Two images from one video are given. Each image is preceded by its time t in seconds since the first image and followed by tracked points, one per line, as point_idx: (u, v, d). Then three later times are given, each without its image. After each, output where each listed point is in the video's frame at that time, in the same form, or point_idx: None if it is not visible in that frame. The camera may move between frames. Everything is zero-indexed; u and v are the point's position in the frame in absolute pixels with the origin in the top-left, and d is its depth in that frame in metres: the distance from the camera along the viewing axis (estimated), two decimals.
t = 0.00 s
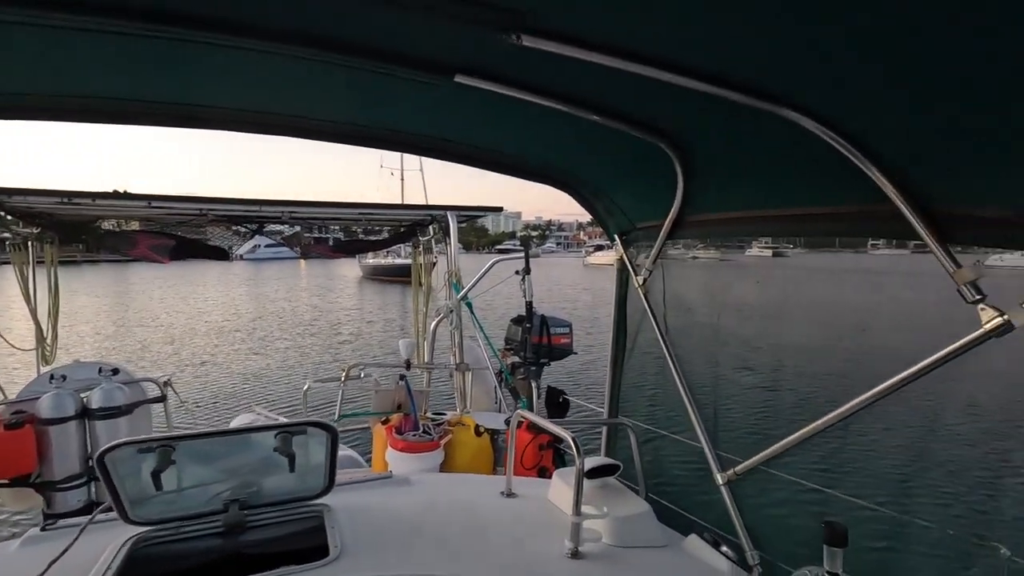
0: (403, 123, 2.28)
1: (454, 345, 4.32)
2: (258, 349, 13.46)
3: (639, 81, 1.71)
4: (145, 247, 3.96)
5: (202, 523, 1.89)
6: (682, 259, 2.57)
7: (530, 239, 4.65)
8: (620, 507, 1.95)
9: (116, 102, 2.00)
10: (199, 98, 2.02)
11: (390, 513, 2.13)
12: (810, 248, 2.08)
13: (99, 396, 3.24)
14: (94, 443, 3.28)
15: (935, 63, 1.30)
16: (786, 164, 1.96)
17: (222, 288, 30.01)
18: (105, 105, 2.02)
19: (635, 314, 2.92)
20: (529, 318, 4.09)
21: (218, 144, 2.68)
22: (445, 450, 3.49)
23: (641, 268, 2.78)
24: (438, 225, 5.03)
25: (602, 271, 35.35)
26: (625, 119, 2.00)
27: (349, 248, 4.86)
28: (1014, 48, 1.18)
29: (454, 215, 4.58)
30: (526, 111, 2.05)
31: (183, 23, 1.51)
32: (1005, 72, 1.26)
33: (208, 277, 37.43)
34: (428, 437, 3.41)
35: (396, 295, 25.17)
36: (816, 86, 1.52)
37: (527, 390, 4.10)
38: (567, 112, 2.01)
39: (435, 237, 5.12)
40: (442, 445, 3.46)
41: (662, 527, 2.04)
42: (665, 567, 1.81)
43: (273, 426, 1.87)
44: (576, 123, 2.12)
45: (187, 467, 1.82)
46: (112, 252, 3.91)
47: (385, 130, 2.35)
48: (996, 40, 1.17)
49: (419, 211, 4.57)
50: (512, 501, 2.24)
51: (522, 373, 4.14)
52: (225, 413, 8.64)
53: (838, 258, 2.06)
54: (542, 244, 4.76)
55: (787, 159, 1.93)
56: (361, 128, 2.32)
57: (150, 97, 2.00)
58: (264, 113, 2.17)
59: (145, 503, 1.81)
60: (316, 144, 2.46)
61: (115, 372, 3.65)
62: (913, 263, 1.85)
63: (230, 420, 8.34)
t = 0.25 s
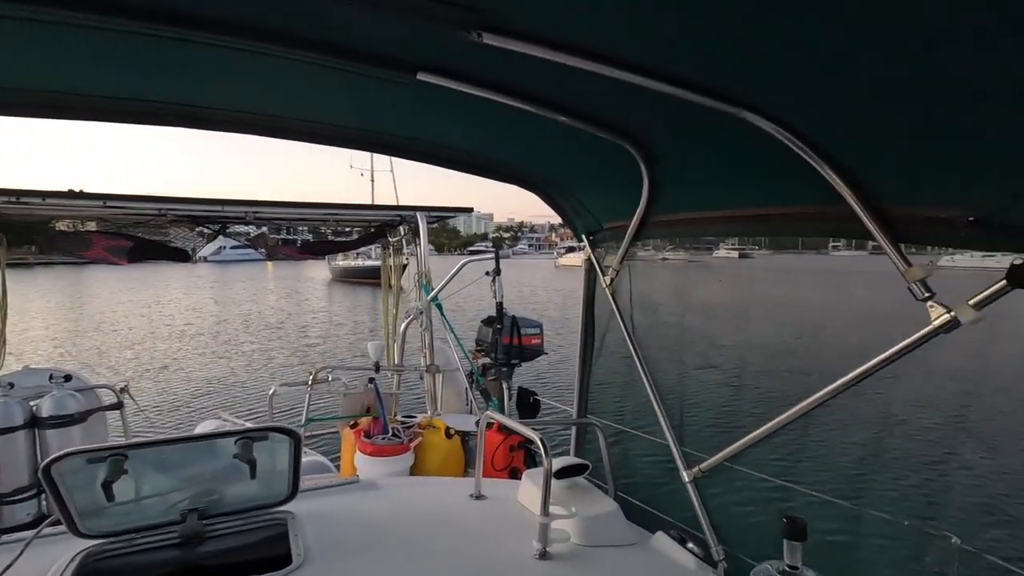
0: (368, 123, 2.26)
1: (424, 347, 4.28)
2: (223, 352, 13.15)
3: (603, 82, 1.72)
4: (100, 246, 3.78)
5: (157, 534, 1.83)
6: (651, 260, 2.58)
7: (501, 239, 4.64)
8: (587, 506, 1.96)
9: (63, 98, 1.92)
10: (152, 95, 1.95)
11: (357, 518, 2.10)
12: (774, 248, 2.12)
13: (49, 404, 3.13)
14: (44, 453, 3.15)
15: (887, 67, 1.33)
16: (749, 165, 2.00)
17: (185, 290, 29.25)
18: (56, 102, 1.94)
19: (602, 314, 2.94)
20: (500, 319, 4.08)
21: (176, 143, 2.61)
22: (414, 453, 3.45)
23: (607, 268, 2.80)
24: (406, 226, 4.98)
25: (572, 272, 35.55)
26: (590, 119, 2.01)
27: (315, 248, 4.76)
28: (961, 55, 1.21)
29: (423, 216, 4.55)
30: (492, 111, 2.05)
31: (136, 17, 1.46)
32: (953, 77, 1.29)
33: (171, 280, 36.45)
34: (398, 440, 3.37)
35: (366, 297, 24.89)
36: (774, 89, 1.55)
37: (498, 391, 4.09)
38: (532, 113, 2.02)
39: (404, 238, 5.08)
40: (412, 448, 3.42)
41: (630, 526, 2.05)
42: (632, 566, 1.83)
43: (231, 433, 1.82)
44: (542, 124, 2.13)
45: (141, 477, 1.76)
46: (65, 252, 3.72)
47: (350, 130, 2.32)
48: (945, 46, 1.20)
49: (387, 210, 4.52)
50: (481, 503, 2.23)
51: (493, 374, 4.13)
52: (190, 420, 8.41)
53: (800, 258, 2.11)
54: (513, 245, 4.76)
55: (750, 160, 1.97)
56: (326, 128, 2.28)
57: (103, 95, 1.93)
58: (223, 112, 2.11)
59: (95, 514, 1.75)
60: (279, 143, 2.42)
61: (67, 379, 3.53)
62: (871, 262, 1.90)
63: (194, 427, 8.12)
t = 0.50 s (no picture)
0: (333, 121, 2.24)
1: (395, 348, 4.24)
2: (189, 356, 12.84)
3: (565, 81, 1.74)
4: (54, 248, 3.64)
5: (112, 545, 1.76)
6: (623, 261, 2.59)
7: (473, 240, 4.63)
8: (556, 506, 1.96)
9: (11, 88, 1.86)
10: (103, 87, 1.89)
11: (324, 524, 2.06)
12: (741, 249, 2.15)
13: None
14: None
15: (839, 69, 1.37)
16: (713, 167, 2.05)
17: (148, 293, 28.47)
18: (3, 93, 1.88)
19: (572, 313, 2.96)
20: (471, 320, 4.07)
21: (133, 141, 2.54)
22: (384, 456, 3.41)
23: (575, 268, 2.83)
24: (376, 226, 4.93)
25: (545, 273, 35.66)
26: (557, 117, 2.02)
27: (283, 249, 4.68)
28: (907, 59, 1.27)
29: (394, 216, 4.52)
30: (458, 109, 2.05)
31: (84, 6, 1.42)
32: (899, 82, 1.36)
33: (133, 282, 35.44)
34: (367, 443, 3.33)
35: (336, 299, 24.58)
36: (732, 89, 1.58)
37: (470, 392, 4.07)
38: (497, 112, 2.02)
39: (374, 238, 5.03)
40: (382, 451, 3.38)
41: (599, 525, 2.06)
42: (600, 565, 1.83)
43: (192, 438, 1.77)
44: (508, 123, 2.13)
45: (95, 486, 1.69)
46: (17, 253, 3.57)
47: (314, 129, 2.30)
48: (891, 49, 1.25)
49: (357, 210, 4.47)
50: (452, 505, 2.21)
51: (465, 375, 4.10)
52: (153, 426, 8.19)
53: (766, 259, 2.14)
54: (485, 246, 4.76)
55: (713, 162, 2.02)
56: (289, 125, 2.25)
57: (54, 85, 1.88)
58: (182, 107, 2.07)
59: (45, 526, 1.67)
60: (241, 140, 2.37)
61: (18, 387, 3.38)
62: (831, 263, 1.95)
63: (158, 433, 7.91)
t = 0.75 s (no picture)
0: (294, 122, 2.20)
1: (359, 352, 4.19)
2: (143, 362, 12.41)
3: (529, 83, 1.74)
4: None
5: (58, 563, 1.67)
6: (588, 263, 2.62)
7: (439, 241, 4.61)
8: (521, 508, 1.96)
9: None
10: (50, 82, 1.82)
11: (285, 532, 2.02)
12: (703, 251, 2.20)
13: None
14: None
15: (789, 76, 1.42)
16: (675, 171, 2.09)
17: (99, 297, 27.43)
18: None
19: (536, 315, 2.97)
20: (437, 322, 4.03)
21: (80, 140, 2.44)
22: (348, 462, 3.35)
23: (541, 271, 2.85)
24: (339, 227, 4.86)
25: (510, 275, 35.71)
26: (519, 121, 2.04)
27: (241, 250, 4.58)
28: (852, 69, 1.33)
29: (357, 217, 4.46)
30: (421, 110, 2.03)
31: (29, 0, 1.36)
32: (843, 93, 1.43)
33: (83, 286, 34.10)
34: (331, 449, 3.27)
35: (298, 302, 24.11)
36: (690, 94, 1.62)
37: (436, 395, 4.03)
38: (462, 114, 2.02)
39: (337, 240, 4.95)
40: (346, 456, 3.32)
41: (565, 524, 2.08)
42: (565, 564, 1.84)
43: (141, 447, 1.73)
44: (473, 125, 2.13)
45: (37, 500, 1.63)
46: None
47: (275, 129, 2.26)
48: (837, 56, 1.29)
49: (320, 212, 4.39)
50: (417, 510, 2.20)
51: (431, 378, 4.06)
52: (105, 436, 7.88)
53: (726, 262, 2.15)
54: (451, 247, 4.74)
55: (674, 166, 2.06)
56: (248, 125, 2.21)
57: None
58: (134, 104, 2.01)
59: None
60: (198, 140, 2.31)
61: None
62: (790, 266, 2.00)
63: (110, 443, 7.62)
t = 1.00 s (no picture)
0: (259, 122, 2.17)
1: (328, 355, 4.14)
2: (101, 368, 12.01)
3: (497, 86, 1.75)
4: None
5: None
6: (559, 264, 2.64)
7: (411, 243, 4.61)
8: (490, 509, 1.96)
9: None
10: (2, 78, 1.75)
11: (251, 540, 1.99)
12: (670, 252, 2.23)
13: None
14: None
15: (747, 86, 1.46)
16: (641, 175, 2.11)
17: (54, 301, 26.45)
18: None
19: (506, 316, 2.98)
20: (407, 325, 4.01)
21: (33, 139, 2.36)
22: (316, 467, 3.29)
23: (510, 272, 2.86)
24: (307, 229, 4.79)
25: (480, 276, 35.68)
26: (486, 123, 2.05)
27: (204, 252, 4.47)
28: (811, 79, 1.37)
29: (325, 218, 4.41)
30: (390, 112, 2.02)
31: None
32: (802, 103, 1.47)
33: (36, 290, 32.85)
34: (298, 454, 3.21)
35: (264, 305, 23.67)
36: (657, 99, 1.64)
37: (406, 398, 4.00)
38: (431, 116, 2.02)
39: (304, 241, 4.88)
40: (314, 461, 3.27)
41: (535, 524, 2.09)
42: (534, 565, 1.85)
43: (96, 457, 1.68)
44: (441, 127, 2.13)
45: None
46: None
47: (239, 129, 2.22)
48: (795, 64, 1.33)
49: (286, 213, 4.32)
50: (386, 514, 2.18)
51: (401, 381, 4.03)
52: (60, 445, 7.60)
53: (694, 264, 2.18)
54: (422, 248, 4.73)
55: (640, 170, 2.09)
56: (212, 125, 2.16)
57: None
58: (93, 102, 1.95)
59: None
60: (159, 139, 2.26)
61: None
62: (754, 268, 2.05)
63: (65, 452, 7.34)
